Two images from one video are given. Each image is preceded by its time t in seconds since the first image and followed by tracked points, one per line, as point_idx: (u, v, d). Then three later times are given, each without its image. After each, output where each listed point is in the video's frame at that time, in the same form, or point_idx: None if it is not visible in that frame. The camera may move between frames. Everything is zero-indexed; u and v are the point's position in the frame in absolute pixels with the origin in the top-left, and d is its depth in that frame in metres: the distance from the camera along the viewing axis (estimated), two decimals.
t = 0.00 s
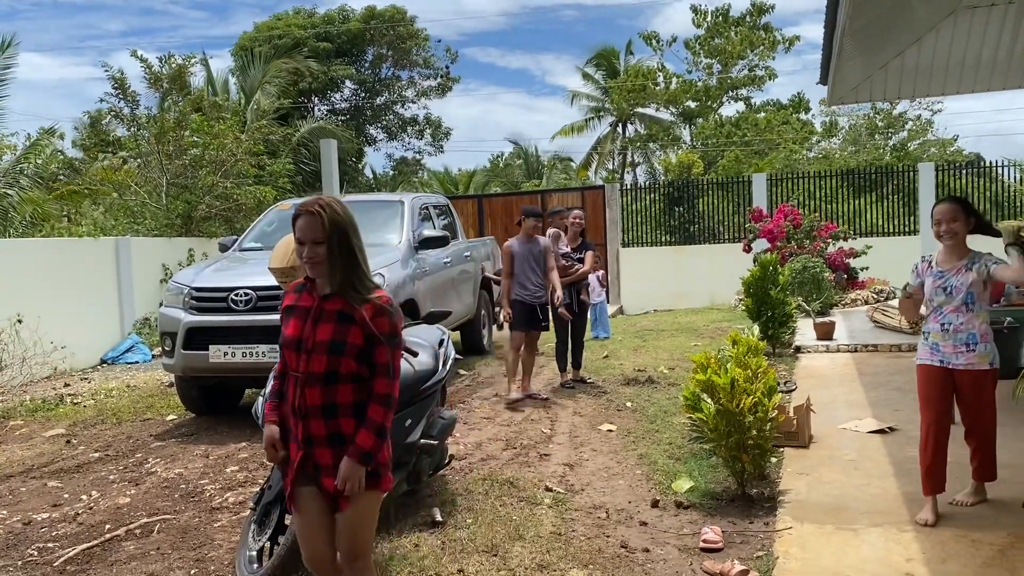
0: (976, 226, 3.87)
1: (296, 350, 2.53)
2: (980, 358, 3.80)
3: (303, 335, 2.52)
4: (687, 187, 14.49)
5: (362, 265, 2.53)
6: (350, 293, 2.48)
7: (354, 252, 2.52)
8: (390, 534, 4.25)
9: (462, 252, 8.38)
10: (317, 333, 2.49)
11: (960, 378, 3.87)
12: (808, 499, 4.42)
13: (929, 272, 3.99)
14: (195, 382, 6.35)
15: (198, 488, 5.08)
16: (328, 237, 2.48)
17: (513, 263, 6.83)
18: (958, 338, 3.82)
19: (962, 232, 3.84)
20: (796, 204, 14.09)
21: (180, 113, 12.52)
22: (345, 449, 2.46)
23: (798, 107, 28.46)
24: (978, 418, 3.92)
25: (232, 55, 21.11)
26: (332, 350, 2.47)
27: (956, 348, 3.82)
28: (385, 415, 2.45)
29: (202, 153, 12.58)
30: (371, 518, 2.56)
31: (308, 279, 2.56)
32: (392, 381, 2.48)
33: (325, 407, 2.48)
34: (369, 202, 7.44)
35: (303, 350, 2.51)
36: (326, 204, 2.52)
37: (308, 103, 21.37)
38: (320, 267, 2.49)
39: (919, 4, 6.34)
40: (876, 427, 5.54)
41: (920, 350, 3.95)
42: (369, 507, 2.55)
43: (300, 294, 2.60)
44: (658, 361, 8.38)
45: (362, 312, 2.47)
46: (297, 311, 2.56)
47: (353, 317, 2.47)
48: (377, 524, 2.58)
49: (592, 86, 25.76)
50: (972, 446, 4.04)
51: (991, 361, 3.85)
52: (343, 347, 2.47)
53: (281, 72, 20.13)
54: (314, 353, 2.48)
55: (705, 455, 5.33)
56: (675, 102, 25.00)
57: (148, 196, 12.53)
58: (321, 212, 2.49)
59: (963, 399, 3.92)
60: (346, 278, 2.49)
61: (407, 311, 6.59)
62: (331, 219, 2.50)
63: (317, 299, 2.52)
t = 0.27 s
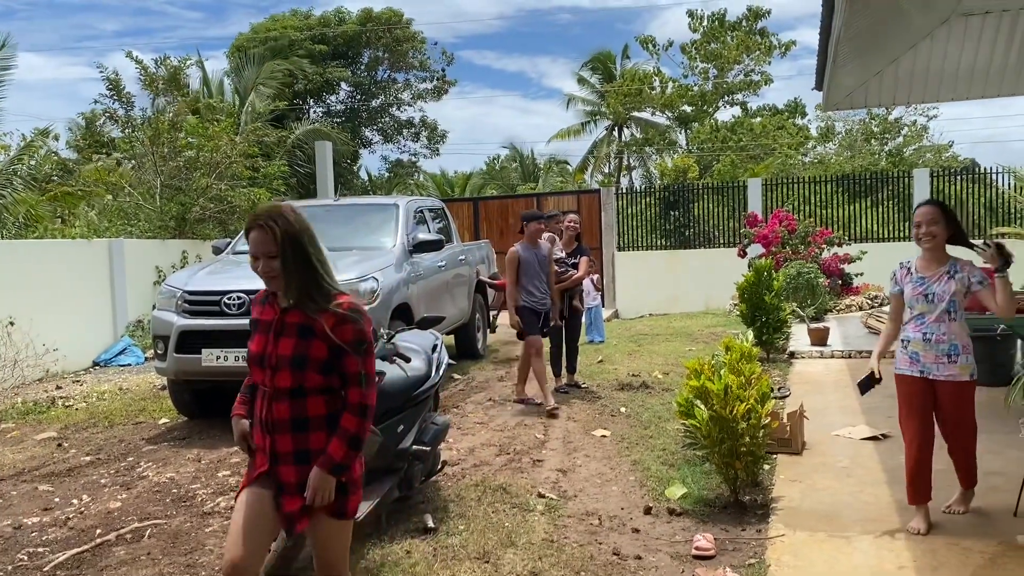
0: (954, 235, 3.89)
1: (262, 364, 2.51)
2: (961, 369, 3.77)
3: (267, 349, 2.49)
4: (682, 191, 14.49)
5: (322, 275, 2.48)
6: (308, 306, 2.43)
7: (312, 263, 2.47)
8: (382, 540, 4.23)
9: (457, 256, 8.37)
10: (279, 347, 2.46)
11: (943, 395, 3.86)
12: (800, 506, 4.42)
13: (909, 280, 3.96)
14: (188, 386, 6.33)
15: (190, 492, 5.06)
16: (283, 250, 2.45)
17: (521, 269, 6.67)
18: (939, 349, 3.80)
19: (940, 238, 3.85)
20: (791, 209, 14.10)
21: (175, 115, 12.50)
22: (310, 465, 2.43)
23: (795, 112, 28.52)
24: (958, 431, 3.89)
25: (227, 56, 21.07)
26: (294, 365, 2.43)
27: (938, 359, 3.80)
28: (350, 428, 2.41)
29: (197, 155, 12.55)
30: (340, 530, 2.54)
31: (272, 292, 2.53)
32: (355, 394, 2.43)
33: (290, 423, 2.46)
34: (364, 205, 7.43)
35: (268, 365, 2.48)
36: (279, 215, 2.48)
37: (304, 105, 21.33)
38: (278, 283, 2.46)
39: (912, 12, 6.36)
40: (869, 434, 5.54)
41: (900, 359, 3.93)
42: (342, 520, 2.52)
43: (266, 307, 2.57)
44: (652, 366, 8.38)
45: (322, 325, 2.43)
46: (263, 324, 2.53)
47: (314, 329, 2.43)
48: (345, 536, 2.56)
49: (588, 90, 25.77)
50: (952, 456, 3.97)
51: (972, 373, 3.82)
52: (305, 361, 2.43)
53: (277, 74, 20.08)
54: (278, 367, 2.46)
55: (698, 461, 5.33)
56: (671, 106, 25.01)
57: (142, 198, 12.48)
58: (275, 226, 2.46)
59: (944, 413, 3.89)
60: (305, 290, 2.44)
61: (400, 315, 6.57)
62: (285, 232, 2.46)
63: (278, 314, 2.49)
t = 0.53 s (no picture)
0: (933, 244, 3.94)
1: (206, 385, 2.40)
2: (961, 375, 3.78)
3: (210, 369, 2.38)
4: (677, 197, 14.51)
5: (262, 288, 2.37)
6: (250, 321, 2.32)
7: (249, 275, 2.36)
8: (374, 545, 4.22)
9: (451, 260, 8.37)
10: (222, 367, 2.35)
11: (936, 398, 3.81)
12: (793, 513, 4.41)
13: (901, 292, 3.91)
14: (180, 389, 6.30)
15: (182, 497, 5.03)
16: (217, 263, 2.34)
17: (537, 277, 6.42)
18: (939, 358, 3.79)
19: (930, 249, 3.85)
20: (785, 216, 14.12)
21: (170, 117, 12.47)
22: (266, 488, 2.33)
23: (789, 119, 28.61)
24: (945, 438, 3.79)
25: (222, 58, 21.04)
26: (239, 384, 2.32)
27: (940, 367, 3.78)
28: (305, 447, 2.30)
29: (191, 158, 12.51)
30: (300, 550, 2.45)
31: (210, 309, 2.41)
32: (308, 410, 2.33)
33: (241, 447, 2.34)
34: (358, 209, 7.42)
35: (212, 385, 2.37)
36: (212, 227, 2.37)
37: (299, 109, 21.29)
38: (217, 298, 2.35)
39: (907, 20, 6.38)
40: (862, 441, 5.54)
41: (897, 372, 3.88)
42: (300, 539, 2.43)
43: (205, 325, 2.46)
44: (646, 372, 8.37)
45: (266, 340, 2.32)
46: (203, 343, 2.42)
47: (258, 345, 2.32)
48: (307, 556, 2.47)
49: (583, 95, 25.81)
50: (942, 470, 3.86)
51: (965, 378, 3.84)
52: (250, 380, 2.31)
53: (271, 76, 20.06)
54: (222, 388, 2.34)
55: (692, 468, 5.32)
56: (666, 112, 25.05)
57: (135, 200, 12.42)
58: (208, 238, 2.35)
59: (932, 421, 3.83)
60: (246, 304, 2.33)
61: (394, 320, 6.57)
62: (219, 244, 2.35)
63: (218, 331, 2.38)
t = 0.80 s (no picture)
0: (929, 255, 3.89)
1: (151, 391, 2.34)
2: (963, 386, 3.72)
3: (155, 375, 2.31)
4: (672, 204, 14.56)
5: (200, 288, 2.30)
6: (191, 323, 2.26)
7: (187, 276, 2.29)
8: (370, 550, 4.22)
9: (446, 265, 8.39)
10: (166, 372, 2.28)
11: (938, 411, 3.77)
12: (788, 519, 4.43)
13: (901, 304, 3.85)
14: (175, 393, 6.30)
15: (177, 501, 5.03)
16: (157, 268, 2.26)
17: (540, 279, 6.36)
18: (940, 370, 3.74)
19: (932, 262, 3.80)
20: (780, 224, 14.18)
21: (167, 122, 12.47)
22: (214, 494, 2.28)
23: (784, 127, 28.74)
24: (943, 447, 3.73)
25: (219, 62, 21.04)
26: (187, 390, 2.26)
27: (943, 380, 3.73)
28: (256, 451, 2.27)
29: (187, 163, 12.51)
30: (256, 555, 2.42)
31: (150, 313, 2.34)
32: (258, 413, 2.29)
33: (191, 453, 2.30)
34: (355, 214, 7.43)
35: (158, 392, 2.31)
36: (149, 231, 2.28)
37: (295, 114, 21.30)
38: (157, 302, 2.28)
39: (902, 30, 6.43)
40: (856, 448, 5.57)
41: (898, 388, 3.81)
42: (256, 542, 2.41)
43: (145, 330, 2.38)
44: (641, 378, 8.39)
45: (210, 342, 2.26)
46: (146, 350, 2.35)
47: (205, 347, 2.26)
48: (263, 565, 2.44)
49: (579, 102, 25.88)
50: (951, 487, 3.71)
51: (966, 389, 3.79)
52: (196, 383, 2.26)
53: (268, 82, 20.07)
54: (170, 395, 2.28)
55: (687, 474, 5.34)
56: (661, 119, 25.13)
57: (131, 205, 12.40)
58: (140, 241, 2.26)
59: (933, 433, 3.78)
60: (190, 308, 2.27)
61: (390, 325, 6.59)
62: (153, 246, 2.26)
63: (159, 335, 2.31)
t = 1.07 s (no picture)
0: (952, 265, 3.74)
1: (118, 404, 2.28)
2: (985, 402, 3.61)
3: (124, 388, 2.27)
4: (670, 213, 14.59)
5: (174, 299, 2.27)
6: (166, 335, 2.22)
7: (159, 287, 2.25)
8: (369, 557, 4.21)
9: (444, 272, 8.39)
10: (139, 383, 2.24)
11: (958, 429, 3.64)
12: (787, 528, 4.43)
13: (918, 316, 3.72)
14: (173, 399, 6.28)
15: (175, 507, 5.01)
16: (128, 285, 2.22)
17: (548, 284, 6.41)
18: (961, 385, 3.63)
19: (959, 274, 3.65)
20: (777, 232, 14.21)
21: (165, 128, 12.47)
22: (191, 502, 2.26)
23: (781, 136, 28.85)
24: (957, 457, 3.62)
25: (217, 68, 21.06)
26: (161, 402, 2.23)
27: (964, 396, 3.61)
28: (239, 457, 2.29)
29: (186, 169, 12.51)
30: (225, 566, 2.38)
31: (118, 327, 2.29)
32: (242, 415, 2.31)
33: (162, 465, 2.26)
34: (353, 220, 7.43)
35: (127, 405, 2.26)
36: (117, 246, 2.24)
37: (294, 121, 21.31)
38: (125, 315, 2.23)
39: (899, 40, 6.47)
40: (854, 457, 5.58)
41: (918, 405, 3.69)
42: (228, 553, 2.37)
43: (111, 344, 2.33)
44: (639, 386, 8.39)
45: (188, 352, 2.24)
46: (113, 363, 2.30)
47: (182, 357, 2.24)
48: None
49: (576, 110, 25.95)
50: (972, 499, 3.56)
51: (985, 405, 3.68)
52: (174, 394, 2.24)
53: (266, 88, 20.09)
54: (142, 406, 2.24)
55: (685, 482, 5.34)
56: (658, 128, 25.20)
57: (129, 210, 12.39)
58: (111, 252, 2.22)
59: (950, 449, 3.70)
60: (163, 320, 2.23)
61: (388, 331, 6.59)
62: (124, 257, 2.23)
63: (130, 346, 2.27)
